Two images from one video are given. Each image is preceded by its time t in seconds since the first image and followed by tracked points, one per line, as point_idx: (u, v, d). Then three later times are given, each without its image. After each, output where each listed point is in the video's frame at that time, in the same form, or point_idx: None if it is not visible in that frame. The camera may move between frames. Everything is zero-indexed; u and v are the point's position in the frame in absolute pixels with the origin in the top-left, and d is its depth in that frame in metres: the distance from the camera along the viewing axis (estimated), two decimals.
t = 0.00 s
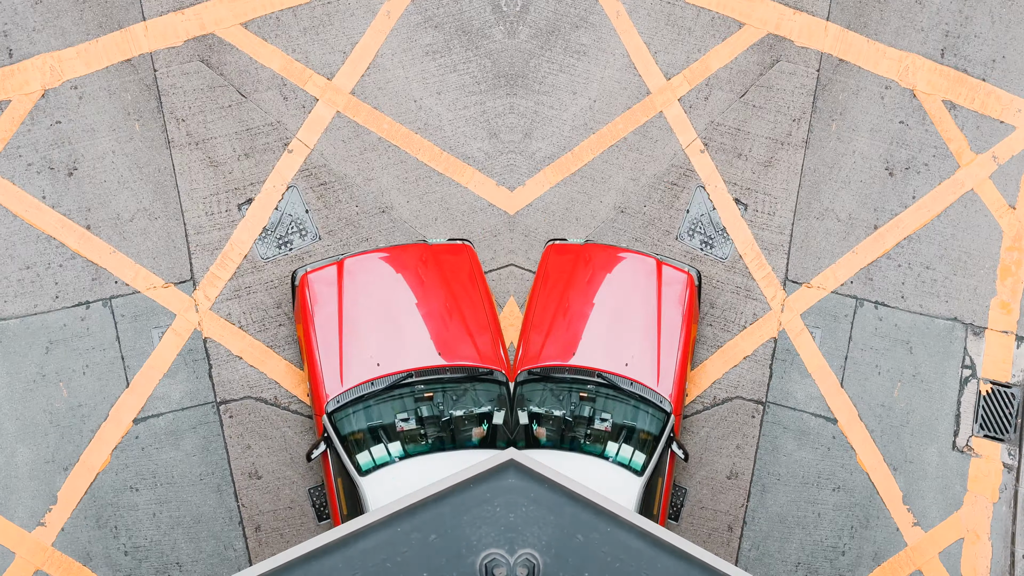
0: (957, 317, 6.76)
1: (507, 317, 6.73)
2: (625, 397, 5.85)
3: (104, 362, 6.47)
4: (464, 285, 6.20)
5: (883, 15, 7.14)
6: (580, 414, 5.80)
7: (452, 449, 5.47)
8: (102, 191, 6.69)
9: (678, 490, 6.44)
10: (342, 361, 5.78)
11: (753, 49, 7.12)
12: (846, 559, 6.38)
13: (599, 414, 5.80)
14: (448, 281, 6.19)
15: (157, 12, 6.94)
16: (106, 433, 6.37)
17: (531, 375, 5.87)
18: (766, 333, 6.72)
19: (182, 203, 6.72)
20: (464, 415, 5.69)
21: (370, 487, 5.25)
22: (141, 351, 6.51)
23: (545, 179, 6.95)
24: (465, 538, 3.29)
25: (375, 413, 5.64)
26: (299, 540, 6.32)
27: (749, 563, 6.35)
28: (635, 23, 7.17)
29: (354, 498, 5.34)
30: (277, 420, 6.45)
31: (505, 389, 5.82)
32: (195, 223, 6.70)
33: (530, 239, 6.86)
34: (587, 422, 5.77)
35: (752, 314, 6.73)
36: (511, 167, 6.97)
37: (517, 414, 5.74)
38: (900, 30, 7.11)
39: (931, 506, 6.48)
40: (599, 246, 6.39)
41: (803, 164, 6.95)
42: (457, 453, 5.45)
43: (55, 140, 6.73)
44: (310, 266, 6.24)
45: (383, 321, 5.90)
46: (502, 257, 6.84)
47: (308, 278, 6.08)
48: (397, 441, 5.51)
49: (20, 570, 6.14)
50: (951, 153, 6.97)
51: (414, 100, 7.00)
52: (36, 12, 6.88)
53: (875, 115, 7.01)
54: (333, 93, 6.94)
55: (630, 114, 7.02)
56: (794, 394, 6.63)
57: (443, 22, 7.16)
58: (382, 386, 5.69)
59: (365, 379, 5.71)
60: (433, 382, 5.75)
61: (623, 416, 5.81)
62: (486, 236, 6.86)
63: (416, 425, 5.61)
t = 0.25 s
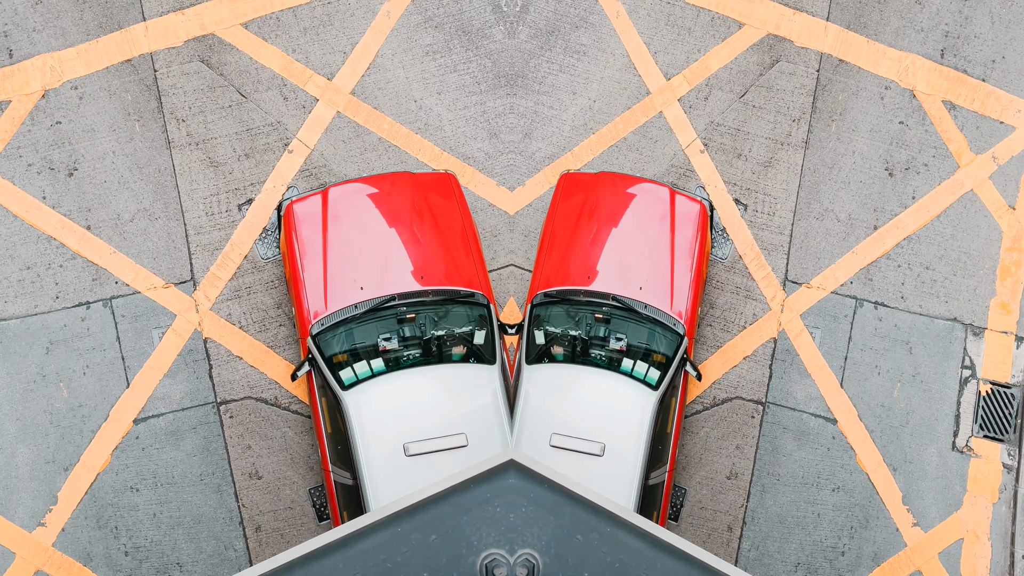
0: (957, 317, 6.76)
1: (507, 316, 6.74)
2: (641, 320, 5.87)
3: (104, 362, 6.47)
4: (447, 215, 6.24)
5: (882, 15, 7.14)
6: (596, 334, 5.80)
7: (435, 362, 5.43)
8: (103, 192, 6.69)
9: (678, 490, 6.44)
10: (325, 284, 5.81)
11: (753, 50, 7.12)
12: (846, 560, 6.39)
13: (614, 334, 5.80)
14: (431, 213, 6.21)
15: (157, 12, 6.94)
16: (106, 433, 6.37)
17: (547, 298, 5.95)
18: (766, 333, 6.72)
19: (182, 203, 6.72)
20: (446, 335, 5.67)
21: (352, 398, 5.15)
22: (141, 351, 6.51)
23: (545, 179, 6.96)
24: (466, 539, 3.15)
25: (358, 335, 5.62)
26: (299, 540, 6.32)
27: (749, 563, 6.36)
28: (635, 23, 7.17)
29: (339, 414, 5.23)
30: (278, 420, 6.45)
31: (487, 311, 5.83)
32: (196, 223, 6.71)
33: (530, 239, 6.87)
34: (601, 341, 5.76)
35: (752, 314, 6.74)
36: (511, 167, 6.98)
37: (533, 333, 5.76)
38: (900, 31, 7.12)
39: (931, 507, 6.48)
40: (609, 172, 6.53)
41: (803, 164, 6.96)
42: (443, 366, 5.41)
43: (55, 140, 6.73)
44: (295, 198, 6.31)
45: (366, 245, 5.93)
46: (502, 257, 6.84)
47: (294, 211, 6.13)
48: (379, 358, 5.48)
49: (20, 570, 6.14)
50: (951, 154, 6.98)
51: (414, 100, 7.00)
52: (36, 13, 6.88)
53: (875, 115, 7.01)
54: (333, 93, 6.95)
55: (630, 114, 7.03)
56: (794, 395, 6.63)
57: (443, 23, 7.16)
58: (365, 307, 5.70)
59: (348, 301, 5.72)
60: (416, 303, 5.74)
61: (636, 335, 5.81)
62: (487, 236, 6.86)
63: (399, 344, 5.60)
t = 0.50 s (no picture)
0: (956, 317, 6.77)
1: (507, 317, 6.75)
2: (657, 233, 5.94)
3: (105, 363, 6.47)
4: (430, 138, 6.32)
5: (882, 16, 7.15)
6: (612, 247, 5.84)
7: (413, 267, 5.49)
8: (103, 192, 6.69)
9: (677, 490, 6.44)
10: (308, 200, 5.90)
11: (753, 50, 7.12)
12: (845, 560, 6.39)
13: (630, 246, 5.84)
14: (417, 141, 6.26)
15: (157, 12, 6.94)
16: (107, 434, 6.37)
17: (566, 212, 6.03)
18: (766, 333, 6.73)
19: (182, 203, 6.72)
20: (424, 245, 5.69)
21: (334, 304, 5.26)
22: (142, 351, 6.52)
23: (544, 179, 6.96)
24: (466, 539, 3.14)
25: (338, 248, 5.65)
26: (300, 540, 6.33)
27: (748, 563, 6.36)
28: (635, 23, 7.17)
29: (321, 324, 5.33)
30: (278, 421, 6.45)
31: (464, 224, 5.86)
32: (196, 223, 6.71)
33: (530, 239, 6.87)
34: (618, 253, 5.80)
35: (752, 314, 6.75)
36: (511, 167, 6.98)
37: (551, 247, 5.84)
38: (899, 31, 7.12)
39: (930, 507, 6.49)
40: (621, 96, 6.61)
41: (802, 164, 6.96)
42: (422, 271, 5.46)
43: (55, 141, 6.73)
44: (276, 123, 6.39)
45: (349, 166, 6.00)
46: (502, 257, 6.84)
47: (277, 138, 6.23)
48: (360, 264, 5.53)
49: (21, 570, 6.14)
50: (951, 154, 6.98)
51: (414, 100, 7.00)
52: (36, 13, 6.88)
53: (875, 115, 7.02)
54: (334, 93, 6.95)
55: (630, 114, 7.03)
56: (793, 395, 6.64)
57: (443, 23, 7.16)
58: (348, 220, 5.76)
59: (331, 217, 5.79)
60: (396, 217, 5.77)
61: (651, 247, 5.85)
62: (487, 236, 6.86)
63: (380, 255, 5.59)
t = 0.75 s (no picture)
0: (956, 318, 6.77)
1: (507, 317, 6.75)
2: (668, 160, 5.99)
3: (105, 363, 6.48)
4: (415, 68, 6.30)
5: (882, 16, 7.15)
6: (626, 172, 5.92)
7: (393, 190, 5.58)
8: (103, 192, 6.69)
9: (677, 490, 6.46)
10: (294, 129, 5.92)
11: (753, 50, 7.13)
12: (845, 560, 6.39)
13: (645, 172, 5.92)
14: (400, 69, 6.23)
15: (157, 13, 6.94)
16: (107, 434, 6.37)
17: (580, 139, 6.08)
18: (766, 333, 6.73)
19: (182, 203, 6.73)
20: (407, 172, 5.76)
21: (318, 226, 5.39)
22: (142, 351, 6.52)
23: (544, 179, 6.96)
24: (466, 539, 3.37)
25: (321, 173, 5.69)
26: (300, 541, 6.34)
27: (748, 564, 6.37)
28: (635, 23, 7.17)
29: (305, 241, 5.49)
30: (278, 421, 6.46)
31: (448, 149, 5.90)
32: (196, 224, 6.71)
33: (530, 239, 6.88)
34: (633, 178, 5.89)
35: (752, 314, 6.75)
36: (512, 167, 6.98)
37: (567, 171, 5.91)
38: (899, 32, 7.12)
39: (930, 508, 6.49)
40: (629, 38, 6.51)
41: (802, 165, 6.96)
42: (399, 193, 5.53)
43: (55, 141, 6.73)
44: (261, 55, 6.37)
45: (333, 93, 6.01)
46: (502, 257, 6.84)
47: (263, 68, 6.19)
48: (343, 189, 5.61)
49: (21, 571, 6.15)
50: (951, 154, 6.98)
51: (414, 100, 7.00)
52: (37, 13, 6.89)
53: (875, 116, 7.02)
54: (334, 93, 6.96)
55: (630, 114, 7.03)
56: (793, 395, 6.64)
57: (443, 23, 7.16)
58: (333, 147, 5.82)
59: (315, 144, 5.84)
60: (380, 143, 5.81)
61: (664, 174, 5.94)
62: (487, 236, 6.87)
63: (364, 181, 5.67)
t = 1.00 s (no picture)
0: (956, 318, 6.78)
1: (507, 318, 6.75)
2: (680, 84, 6.13)
3: (105, 363, 6.48)
4: None
5: (882, 16, 7.15)
6: (642, 94, 6.03)
7: (375, 108, 5.75)
8: (103, 193, 6.69)
9: (676, 490, 6.48)
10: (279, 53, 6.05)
11: (753, 50, 7.12)
12: (845, 560, 6.40)
13: (659, 93, 6.05)
14: None
15: (157, 13, 6.94)
16: (107, 434, 6.37)
17: (596, 62, 6.21)
18: (766, 333, 6.74)
19: (182, 204, 6.73)
20: (388, 92, 5.88)
21: (302, 141, 5.62)
22: (142, 351, 6.52)
23: (544, 179, 6.96)
24: (466, 540, 3.84)
25: (306, 92, 5.85)
26: (300, 541, 6.35)
27: (748, 564, 6.38)
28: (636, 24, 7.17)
29: (288, 156, 5.72)
30: (278, 421, 6.47)
31: (428, 72, 6.03)
32: (196, 224, 6.71)
33: (530, 239, 6.88)
34: (648, 100, 6.01)
35: (752, 314, 6.75)
36: (512, 168, 6.99)
37: (583, 93, 6.05)
38: (899, 32, 7.12)
39: (930, 508, 6.50)
40: None
41: (802, 165, 6.96)
42: (381, 110, 5.73)
43: (55, 141, 6.73)
44: None
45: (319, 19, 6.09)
46: (502, 257, 6.85)
47: None
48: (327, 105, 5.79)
49: (21, 571, 6.15)
50: (951, 155, 6.98)
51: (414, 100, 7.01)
52: (37, 14, 6.88)
53: (875, 116, 7.02)
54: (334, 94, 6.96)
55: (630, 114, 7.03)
56: (793, 396, 6.65)
57: (443, 23, 7.16)
58: (319, 70, 5.95)
59: (299, 69, 5.99)
60: (361, 66, 5.93)
61: (679, 95, 6.06)
62: (487, 236, 6.87)
63: (346, 100, 5.81)
